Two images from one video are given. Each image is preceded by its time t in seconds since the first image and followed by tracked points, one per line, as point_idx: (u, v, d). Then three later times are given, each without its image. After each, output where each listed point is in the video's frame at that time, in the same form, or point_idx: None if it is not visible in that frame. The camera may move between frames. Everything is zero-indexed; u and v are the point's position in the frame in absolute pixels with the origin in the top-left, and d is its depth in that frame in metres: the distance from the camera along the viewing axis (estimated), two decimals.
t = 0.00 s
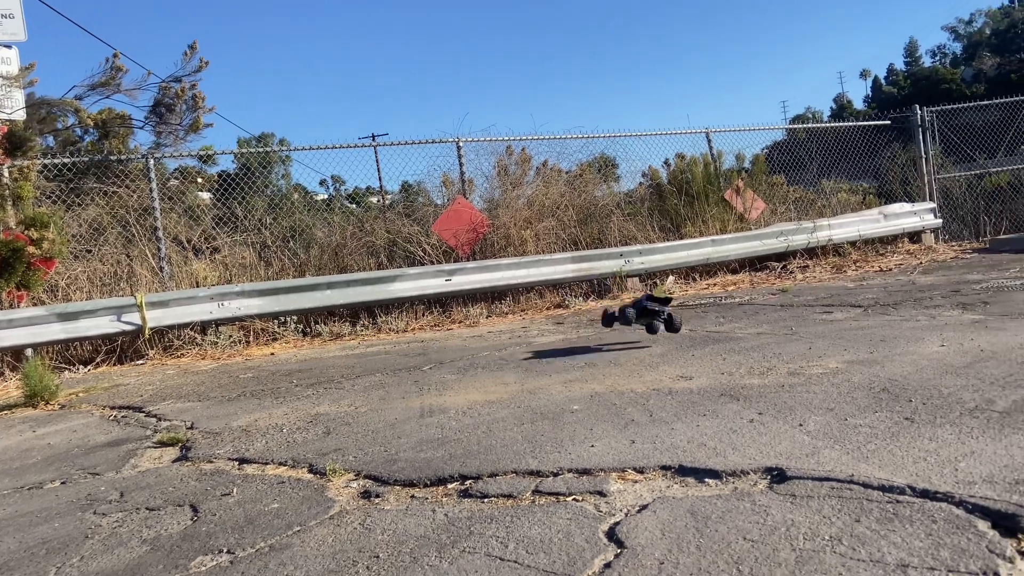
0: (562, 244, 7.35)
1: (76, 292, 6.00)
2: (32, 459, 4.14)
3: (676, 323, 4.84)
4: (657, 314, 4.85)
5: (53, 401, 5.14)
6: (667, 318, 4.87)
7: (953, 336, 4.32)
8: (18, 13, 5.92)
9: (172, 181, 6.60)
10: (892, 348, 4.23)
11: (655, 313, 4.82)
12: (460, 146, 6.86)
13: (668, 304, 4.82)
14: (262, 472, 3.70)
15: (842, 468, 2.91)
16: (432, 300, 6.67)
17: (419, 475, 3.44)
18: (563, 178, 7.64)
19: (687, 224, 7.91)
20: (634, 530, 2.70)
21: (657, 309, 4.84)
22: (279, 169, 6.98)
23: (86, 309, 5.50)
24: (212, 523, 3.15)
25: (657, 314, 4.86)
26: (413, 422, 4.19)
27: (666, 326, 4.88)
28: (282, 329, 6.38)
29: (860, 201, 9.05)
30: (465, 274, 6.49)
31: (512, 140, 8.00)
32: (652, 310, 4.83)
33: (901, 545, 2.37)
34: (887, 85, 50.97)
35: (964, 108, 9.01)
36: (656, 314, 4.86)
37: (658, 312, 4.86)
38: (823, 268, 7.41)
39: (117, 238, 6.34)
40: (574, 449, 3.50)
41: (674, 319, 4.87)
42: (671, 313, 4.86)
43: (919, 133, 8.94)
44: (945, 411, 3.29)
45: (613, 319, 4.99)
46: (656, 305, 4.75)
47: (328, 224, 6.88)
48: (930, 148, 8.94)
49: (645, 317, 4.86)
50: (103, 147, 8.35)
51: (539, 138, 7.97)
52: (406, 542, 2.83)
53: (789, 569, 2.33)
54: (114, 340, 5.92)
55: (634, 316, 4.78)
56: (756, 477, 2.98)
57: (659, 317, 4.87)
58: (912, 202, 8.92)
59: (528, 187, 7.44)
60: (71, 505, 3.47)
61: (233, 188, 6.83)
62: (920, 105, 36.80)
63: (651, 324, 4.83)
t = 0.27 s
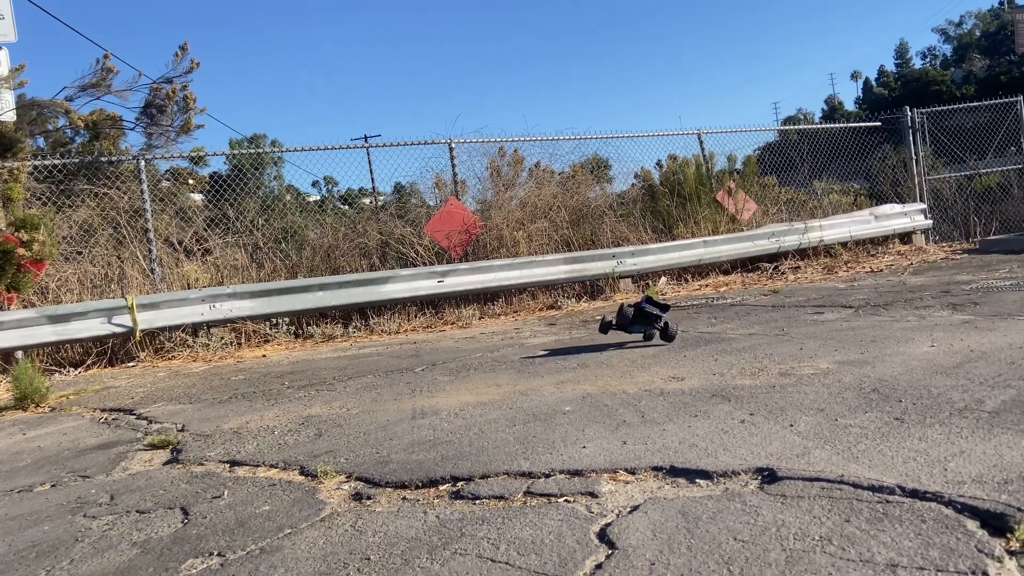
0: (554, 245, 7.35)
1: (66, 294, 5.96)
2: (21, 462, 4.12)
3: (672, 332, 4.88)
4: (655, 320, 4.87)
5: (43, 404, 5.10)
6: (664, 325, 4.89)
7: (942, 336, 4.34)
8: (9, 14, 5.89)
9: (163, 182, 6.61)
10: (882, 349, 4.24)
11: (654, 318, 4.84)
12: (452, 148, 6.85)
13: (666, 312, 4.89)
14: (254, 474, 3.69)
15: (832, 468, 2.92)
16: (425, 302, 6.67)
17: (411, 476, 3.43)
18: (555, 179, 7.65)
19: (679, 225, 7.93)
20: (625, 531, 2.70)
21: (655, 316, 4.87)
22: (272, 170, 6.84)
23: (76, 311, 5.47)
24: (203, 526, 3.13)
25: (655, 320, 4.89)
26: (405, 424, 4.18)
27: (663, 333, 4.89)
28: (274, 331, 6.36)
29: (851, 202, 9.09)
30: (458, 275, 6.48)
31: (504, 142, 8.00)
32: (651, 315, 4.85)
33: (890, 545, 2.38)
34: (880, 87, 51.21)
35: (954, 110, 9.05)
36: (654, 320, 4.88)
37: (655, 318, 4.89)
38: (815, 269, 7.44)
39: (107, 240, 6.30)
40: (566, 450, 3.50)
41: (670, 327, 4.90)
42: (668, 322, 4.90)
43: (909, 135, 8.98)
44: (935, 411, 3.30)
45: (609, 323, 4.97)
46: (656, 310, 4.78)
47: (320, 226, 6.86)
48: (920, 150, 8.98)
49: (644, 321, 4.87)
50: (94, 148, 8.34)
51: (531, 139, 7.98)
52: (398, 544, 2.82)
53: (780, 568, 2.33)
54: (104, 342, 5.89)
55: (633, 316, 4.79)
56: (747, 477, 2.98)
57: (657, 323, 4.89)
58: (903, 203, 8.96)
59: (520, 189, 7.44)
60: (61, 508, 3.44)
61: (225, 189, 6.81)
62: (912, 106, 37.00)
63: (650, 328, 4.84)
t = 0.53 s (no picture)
0: (547, 246, 7.36)
1: (58, 296, 5.93)
2: (12, 464, 4.09)
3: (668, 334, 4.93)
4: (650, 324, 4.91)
5: (34, 406, 5.07)
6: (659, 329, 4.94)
7: (934, 336, 4.36)
8: None
9: (155, 184, 6.57)
10: (874, 349, 4.26)
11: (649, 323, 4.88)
12: (445, 149, 6.85)
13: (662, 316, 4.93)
14: (245, 476, 3.68)
15: (824, 468, 2.93)
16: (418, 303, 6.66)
17: (403, 478, 3.42)
18: (548, 180, 7.65)
19: (672, 226, 7.95)
20: (617, 532, 2.70)
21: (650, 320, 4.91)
22: (264, 171, 6.85)
23: (68, 313, 5.44)
24: (194, 528, 3.12)
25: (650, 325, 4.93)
26: (398, 425, 4.18)
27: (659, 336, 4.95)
28: (266, 333, 6.34)
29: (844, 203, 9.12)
30: (451, 276, 6.48)
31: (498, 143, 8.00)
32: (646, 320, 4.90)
33: (881, 544, 2.38)
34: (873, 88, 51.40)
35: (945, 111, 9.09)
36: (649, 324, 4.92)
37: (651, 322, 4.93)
38: (808, 270, 7.46)
39: (99, 242, 6.27)
40: (559, 451, 3.49)
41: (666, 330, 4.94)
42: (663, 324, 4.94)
43: (901, 136, 9.02)
44: (926, 411, 3.31)
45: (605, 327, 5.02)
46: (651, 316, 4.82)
47: (313, 227, 6.85)
48: (912, 151, 9.02)
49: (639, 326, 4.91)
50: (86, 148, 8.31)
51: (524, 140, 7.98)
52: (390, 545, 2.82)
53: (771, 569, 2.33)
54: (96, 344, 5.86)
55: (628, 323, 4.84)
56: (738, 478, 2.98)
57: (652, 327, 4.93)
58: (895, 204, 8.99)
59: (514, 190, 7.44)
60: (52, 511, 3.42)
61: (218, 190, 6.80)
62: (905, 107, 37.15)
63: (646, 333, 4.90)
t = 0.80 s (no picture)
0: (542, 247, 7.36)
1: (50, 297, 5.91)
2: (4, 467, 4.07)
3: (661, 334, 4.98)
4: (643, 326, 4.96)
5: (26, 408, 5.04)
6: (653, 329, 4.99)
7: (926, 337, 4.37)
8: None
9: (148, 185, 6.54)
10: (867, 349, 4.27)
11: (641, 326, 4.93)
12: (439, 150, 6.84)
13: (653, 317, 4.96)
14: (239, 478, 3.66)
15: (817, 469, 2.93)
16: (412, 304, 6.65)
17: (397, 479, 3.41)
18: (543, 181, 7.65)
19: (667, 227, 7.96)
20: (610, 532, 2.70)
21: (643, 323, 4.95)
22: (258, 172, 6.81)
23: (61, 314, 5.41)
24: (187, 530, 3.10)
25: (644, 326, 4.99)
26: (391, 427, 4.17)
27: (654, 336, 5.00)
28: (260, 334, 6.33)
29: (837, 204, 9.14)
30: (445, 277, 6.48)
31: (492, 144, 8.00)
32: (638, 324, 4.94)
33: (873, 544, 2.39)
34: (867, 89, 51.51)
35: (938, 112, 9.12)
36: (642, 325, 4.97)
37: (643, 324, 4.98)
38: (801, 271, 7.47)
39: (92, 243, 6.25)
40: (552, 452, 3.49)
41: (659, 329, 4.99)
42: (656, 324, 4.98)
43: (894, 137, 9.05)
44: (918, 411, 3.32)
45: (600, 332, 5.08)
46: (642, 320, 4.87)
47: (307, 228, 6.83)
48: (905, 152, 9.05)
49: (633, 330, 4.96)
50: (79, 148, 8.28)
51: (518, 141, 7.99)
52: (383, 547, 2.81)
53: (764, 569, 2.33)
54: (89, 346, 5.84)
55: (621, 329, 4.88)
56: (732, 478, 2.99)
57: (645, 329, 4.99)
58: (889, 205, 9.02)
59: (508, 191, 7.44)
60: (44, 513, 3.41)
61: (212, 191, 6.78)
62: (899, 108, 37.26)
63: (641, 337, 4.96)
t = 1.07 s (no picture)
0: (537, 248, 7.37)
1: (44, 298, 5.88)
2: None
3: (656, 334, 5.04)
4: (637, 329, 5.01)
5: (19, 410, 5.02)
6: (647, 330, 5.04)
7: (920, 337, 4.38)
8: None
9: (143, 186, 6.52)
10: (861, 350, 4.28)
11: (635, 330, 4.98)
12: (434, 150, 6.85)
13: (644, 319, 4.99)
14: (233, 480, 3.65)
15: (810, 469, 2.93)
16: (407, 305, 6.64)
17: (391, 481, 3.41)
18: (538, 181, 7.65)
19: (661, 228, 7.97)
20: (604, 533, 2.70)
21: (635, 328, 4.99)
22: (253, 173, 6.77)
23: (54, 316, 5.39)
24: (181, 532, 3.09)
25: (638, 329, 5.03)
26: (386, 428, 4.16)
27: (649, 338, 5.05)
28: (255, 335, 6.32)
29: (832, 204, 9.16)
30: (440, 278, 6.47)
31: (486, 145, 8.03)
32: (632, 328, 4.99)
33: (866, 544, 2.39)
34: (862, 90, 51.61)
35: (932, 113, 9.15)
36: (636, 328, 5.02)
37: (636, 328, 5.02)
38: (796, 271, 7.49)
39: (86, 244, 6.22)
40: (547, 453, 3.49)
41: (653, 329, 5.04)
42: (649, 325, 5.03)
43: (888, 137, 9.08)
44: (912, 411, 3.33)
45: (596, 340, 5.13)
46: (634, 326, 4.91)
47: (302, 229, 6.82)
48: (898, 152, 9.08)
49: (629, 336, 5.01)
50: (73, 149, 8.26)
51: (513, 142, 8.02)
52: (378, 548, 2.80)
53: (758, 569, 2.33)
54: (83, 347, 5.82)
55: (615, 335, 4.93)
56: (726, 478, 2.99)
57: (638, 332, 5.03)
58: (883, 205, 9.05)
59: (503, 192, 7.44)
60: (37, 515, 3.39)
61: (206, 192, 6.76)
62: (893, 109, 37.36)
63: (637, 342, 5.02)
